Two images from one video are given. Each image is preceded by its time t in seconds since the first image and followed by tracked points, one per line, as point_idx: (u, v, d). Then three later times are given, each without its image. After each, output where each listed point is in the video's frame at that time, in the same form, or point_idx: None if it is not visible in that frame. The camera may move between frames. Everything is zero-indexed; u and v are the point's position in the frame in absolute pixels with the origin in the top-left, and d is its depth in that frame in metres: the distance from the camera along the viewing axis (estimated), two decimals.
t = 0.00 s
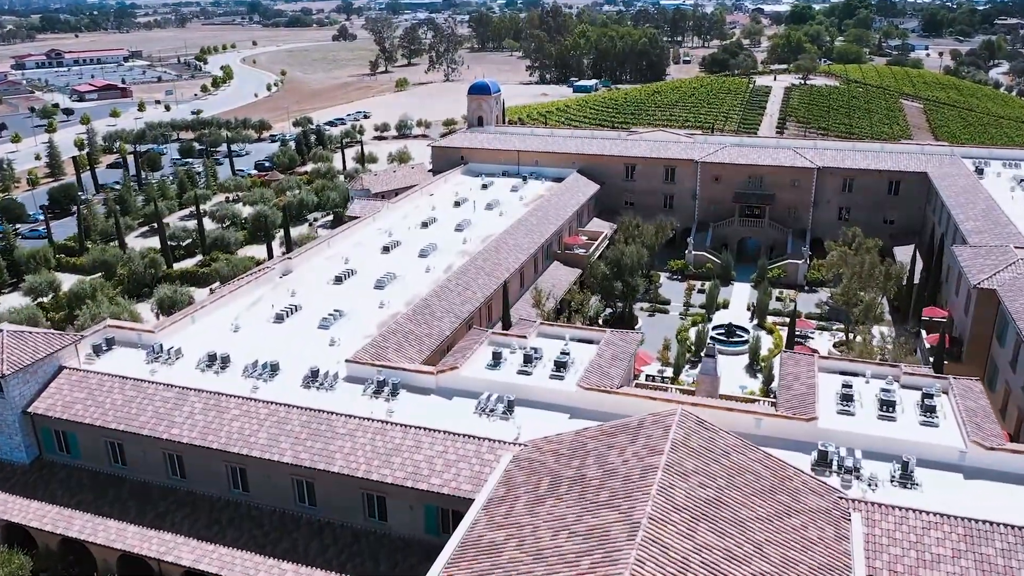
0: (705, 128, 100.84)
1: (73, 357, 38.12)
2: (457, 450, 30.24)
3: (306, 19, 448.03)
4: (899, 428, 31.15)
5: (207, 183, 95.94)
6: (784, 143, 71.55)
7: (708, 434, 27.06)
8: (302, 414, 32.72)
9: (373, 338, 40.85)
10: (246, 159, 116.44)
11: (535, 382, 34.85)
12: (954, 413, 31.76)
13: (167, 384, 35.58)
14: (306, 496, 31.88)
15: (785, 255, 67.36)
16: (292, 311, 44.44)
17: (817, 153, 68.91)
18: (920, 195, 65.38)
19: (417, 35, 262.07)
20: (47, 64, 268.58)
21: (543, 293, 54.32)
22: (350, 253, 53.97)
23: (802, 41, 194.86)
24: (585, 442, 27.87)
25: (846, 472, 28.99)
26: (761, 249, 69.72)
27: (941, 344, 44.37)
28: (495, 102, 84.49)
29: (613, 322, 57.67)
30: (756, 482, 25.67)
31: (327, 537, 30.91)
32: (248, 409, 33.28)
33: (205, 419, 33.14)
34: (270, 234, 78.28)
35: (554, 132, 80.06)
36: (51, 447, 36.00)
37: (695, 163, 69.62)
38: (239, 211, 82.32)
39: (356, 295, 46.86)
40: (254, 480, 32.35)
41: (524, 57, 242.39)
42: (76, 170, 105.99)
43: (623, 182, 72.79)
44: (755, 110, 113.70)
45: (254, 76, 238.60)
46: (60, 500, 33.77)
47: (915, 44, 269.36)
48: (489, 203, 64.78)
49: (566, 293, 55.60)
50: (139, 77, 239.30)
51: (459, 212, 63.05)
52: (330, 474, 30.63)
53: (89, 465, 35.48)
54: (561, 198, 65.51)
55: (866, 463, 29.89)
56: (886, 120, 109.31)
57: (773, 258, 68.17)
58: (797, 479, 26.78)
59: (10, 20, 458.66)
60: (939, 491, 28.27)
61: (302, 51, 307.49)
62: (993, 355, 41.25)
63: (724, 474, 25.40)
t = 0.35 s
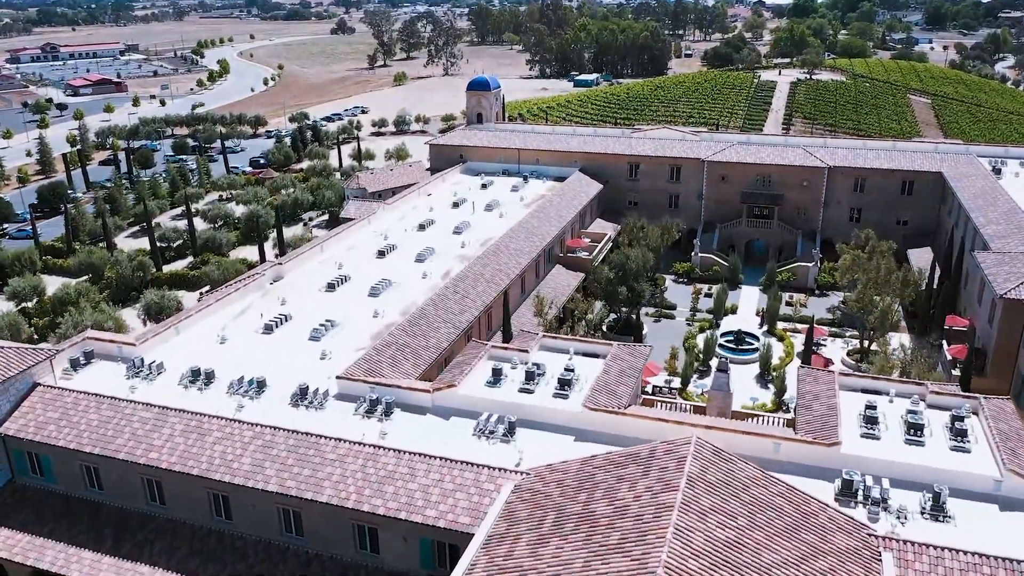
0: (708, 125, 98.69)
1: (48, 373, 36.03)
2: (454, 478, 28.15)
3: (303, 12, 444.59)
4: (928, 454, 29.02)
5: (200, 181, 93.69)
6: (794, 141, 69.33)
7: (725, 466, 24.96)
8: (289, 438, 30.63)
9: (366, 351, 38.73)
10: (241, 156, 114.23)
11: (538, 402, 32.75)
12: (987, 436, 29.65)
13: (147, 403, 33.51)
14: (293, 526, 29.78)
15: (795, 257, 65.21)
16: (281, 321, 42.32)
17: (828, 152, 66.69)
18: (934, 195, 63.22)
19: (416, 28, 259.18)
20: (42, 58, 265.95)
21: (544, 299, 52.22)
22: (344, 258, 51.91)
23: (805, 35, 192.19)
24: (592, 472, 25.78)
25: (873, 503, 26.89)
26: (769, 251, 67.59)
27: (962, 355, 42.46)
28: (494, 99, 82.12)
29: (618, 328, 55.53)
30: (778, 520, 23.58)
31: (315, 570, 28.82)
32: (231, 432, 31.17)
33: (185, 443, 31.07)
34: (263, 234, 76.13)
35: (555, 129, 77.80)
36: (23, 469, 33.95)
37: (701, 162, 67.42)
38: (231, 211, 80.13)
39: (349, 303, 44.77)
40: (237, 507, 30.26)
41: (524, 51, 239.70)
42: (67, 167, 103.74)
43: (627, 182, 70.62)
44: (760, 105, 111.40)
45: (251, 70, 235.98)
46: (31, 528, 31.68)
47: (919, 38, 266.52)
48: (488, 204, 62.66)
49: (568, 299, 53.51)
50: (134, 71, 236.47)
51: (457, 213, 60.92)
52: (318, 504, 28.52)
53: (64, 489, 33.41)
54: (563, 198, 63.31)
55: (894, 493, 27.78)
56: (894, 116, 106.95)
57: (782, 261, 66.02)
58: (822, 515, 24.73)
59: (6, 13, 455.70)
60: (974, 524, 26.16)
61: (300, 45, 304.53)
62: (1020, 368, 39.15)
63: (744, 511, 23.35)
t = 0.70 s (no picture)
0: (713, 122, 96.48)
1: (20, 392, 33.92)
2: (450, 512, 26.08)
3: (302, 5, 441.25)
4: (960, 484, 26.97)
5: (193, 179, 91.51)
6: (803, 140, 67.13)
7: (746, 504, 22.89)
8: (273, 466, 28.55)
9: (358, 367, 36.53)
10: (236, 153, 112.08)
11: (541, 424, 30.67)
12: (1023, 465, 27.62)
13: (123, 425, 31.40)
14: (278, 561, 27.70)
15: (805, 260, 63.07)
16: (269, 333, 40.19)
17: (839, 151, 64.49)
18: (949, 196, 61.09)
19: (414, 22, 256.30)
20: (37, 52, 263.18)
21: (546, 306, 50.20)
22: (337, 264, 49.81)
23: (808, 28, 189.53)
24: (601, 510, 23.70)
25: (905, 541, 24.79)
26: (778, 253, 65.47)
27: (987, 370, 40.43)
28: (494, 96, 79.82)
29: (623, 336, 53.41)
30: (805, 566, 21.52)
31: None
32: (212, 459, 29.06)
33: (162, 470, 28.98)
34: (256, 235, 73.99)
35: (557, 126, 75.56)
36: None
37: (708, 161, 65.23)
38: (224, 211, 78.00)
39: (341, 313, 42.70)
40: (218, 540, 28.18)
41: (524, 45, 237.03)
42: (57, 165, 101.51)
43: (630, 181, 68.46)
44: (765, 101, 109.16)
45: (248, 64, 233.43)
46: None
47: (923, 31, 263.55)
48: (488, 206, 60.52)
49: (570, 306, 51.43)
50: (130, 65, 233.91)
51: (456, 216, 58.78)
52: (304, 539, 26.44)
53: (35, 517, 31.29)
54: (565, 199, 61.12)
55: (926, 528, 25.72)
56: (903, 112, 104.66)
57: (791, 263, 63.88)
58: (853, 558, 22.66)
59: (3, 6, 452.67)
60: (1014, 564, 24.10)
61: (298, 38, 301.63)
62: None
63: (768, 557, 21.30)
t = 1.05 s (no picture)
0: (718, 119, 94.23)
1: None
2: (446, 552, 24.00)
3: None
4: (1000, 520, 24.85)
5: (185, 178, 89.31)
6: (813, 139, 64.91)
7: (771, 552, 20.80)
8: (256, 499, 26.46)
9: (349, 385, 34.40)
10: (230, 150, 109.88)
11: (544, 450, 28.56)
12: None
13: (96, 452, 29.29)
14: None
15: (816, 264, 60.95)
16: (256, 347, 38.11)
17: (850, 150, 62.28)
18: (965, 197, 58.95)
19: (413, 15, 253.48)
20: (32, 46, 260.37)
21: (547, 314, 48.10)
22: (330, 270, 47.71)
23: (812, 22, 186.92)
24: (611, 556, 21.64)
25: None
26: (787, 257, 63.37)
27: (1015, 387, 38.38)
28: (494, 93, 77.52)
29: (628, 345, 51.28)
30: None
31: None
32: (190, 492, 26.97)
33: (136, 503, 26.90)
34: (249, 237, 71.86)
35: (558, 124, 73.33)
36: None
37: (715, 161, 63.04)
38: (215, 212, 75.86)
39: (333, 325, 40.57)
40: None
41: (525, 38, 234.36)
42: (46, 163, 99.23)
43: (635, 181, 66.27)
44: (771, 97, 106.85)
45: (245, 58, 230.83)
46: None
47: (927, 25, 260.53)
48: (487, 208, 58.34)
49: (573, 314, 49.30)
50: (125, 59, 231.32)
51: (454, 218, 56.63)
52: None
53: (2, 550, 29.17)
54: (567, 201, 58.92)
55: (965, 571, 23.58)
56: (912, 109, 102.32)
57: (801, 267, 61.75)
58: None
59: None
60: None
61: (296, 32, 298.78)
62: None
63: None
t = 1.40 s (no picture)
0: (723, 117, 92.03)
1: None
2: None
3: None
4: None
5: (176, 176, 87.02)
6: (824, 138, 62.73)
7: None
8: (235, 541, 24.43)
9: (339, 407, 32.31)
10: (224, 148, 107.64)
11: (548, 482, 26.45)
12: None
13: (65, 485, 27.26)
14: None
15: (827, 269, 58.77)
16: (242, 363, 36.08)
17: (863, 150, 60.08)
18: (983, 199, 56.79)
19: (412, 9, 250.59)
20: (27, 41, 257.79)
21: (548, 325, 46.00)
22: (322, 279, 45.64)
23: (816, 15, 184.18)
24: None
25: None
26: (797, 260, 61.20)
27: None
28: (494, 90, 75.17)
29: (633, 355, 49.11)
30: None
31: None
32: (164, 532, 24.96)
33: (105, 543, 24.88)
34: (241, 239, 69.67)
35: (560, 123, 71.13)
36: None
37: (723, 161, 60.86)
38: (207, 212, 73.69)
39: (324, 339, 38.47)
40: None
41: (525, 32, 231.60)
42: (35, 161, 96.97)
43: (639, 182, 64.10)
44: (777, 93, 104.62)
45: (242, 53, 228.15)
46: None
47: (931, 19, 257.44)
48: (487, 210, 56.20)
49: (576, 324, 47.25)
50: (121, 54, 228.63)
51: (452, 222, 54.51)
52: None
53: None
54: (569, 204, 56.72)
55: None
56: (921, 105, 100.00)
57: (812, 272, 59.59)
58: None
59: None
60: None
61: (293, 26, 295.86)
62: None
63: None
